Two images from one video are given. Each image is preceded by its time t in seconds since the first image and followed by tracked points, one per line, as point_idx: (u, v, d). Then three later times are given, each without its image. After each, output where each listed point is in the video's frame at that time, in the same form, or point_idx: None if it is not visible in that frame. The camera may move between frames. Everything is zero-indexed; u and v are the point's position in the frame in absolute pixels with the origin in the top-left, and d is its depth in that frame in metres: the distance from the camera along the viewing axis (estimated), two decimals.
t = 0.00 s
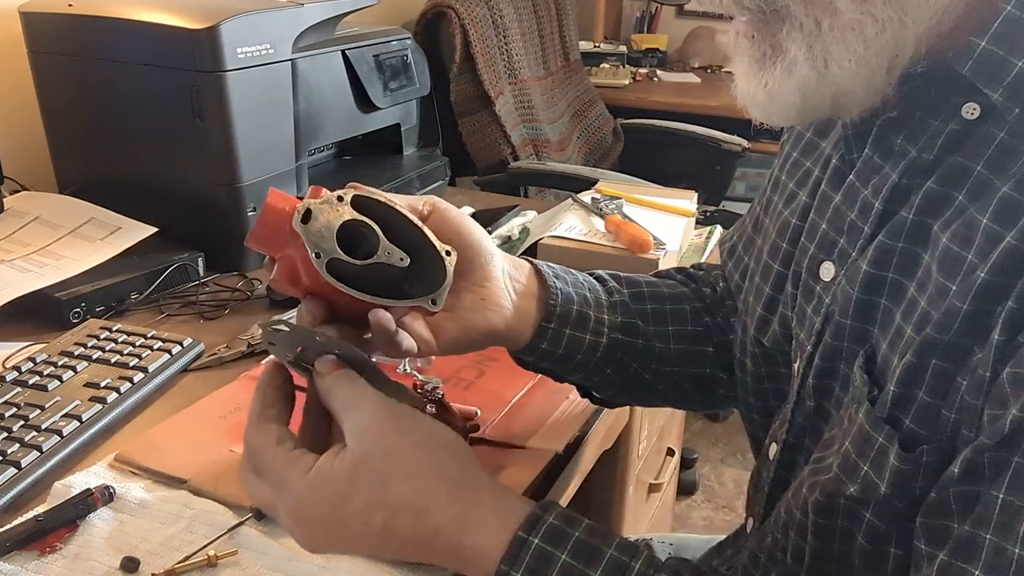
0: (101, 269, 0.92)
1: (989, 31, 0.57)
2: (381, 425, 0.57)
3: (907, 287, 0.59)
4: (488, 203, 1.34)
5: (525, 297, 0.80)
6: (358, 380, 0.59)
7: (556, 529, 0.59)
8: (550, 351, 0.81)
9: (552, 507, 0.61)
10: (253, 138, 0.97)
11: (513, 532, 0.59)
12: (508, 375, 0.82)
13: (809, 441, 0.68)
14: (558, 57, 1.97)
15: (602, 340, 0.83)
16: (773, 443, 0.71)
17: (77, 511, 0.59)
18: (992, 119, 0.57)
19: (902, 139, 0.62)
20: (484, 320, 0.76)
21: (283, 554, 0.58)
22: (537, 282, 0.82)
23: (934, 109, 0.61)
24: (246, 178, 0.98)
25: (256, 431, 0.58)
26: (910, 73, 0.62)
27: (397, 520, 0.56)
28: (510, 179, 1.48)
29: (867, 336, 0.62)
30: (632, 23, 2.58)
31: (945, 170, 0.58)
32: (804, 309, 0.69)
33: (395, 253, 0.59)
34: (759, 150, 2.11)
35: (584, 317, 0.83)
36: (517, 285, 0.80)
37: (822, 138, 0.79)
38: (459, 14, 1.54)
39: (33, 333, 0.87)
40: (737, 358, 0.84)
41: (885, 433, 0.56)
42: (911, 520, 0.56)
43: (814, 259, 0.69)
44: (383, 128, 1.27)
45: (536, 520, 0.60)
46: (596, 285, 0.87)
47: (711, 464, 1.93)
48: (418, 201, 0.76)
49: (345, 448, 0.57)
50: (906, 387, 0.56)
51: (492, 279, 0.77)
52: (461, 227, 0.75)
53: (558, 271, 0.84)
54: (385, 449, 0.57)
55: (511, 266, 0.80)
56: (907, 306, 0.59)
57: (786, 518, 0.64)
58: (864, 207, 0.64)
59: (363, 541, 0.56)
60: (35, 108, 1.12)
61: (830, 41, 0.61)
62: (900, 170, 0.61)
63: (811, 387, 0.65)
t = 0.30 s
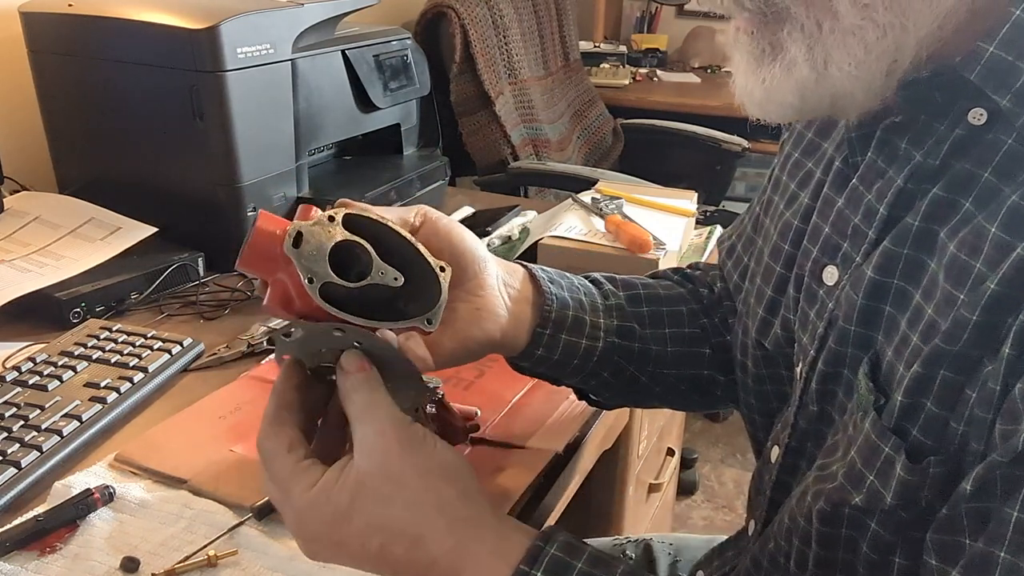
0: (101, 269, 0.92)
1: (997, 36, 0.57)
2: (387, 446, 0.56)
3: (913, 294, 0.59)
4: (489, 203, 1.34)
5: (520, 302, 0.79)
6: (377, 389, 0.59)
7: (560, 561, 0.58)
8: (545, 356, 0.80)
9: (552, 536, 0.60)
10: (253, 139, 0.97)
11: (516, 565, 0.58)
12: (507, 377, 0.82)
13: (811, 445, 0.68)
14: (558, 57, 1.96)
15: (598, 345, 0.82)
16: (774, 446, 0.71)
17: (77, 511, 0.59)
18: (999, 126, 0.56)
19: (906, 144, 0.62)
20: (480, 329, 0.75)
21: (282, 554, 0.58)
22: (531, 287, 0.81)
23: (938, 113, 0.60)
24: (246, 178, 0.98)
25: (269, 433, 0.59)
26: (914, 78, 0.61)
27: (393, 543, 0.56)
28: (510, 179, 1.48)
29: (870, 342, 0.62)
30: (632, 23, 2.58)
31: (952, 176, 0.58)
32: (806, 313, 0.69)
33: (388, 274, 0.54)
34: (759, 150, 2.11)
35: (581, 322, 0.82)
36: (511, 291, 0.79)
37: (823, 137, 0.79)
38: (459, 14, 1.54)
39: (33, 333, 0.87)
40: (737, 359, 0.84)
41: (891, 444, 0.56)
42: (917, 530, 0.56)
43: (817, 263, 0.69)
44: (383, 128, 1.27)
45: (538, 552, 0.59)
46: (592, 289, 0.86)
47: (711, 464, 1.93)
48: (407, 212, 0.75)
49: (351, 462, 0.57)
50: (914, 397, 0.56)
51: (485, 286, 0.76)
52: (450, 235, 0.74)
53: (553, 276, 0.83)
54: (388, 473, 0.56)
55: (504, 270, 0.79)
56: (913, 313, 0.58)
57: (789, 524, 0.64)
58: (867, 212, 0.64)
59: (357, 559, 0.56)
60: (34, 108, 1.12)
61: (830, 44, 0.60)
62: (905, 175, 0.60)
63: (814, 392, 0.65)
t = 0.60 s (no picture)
0: (101, 269, 0.92)
1: (1003, 40, 0.57)
2: (405, 409, 0.57)
3: (916, 298, 0.59)
4: (489, 203, 1.34)
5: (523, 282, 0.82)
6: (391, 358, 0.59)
7: (570, 539, 0.61)
8: (540, 346, 0.82)
9: (563, 517, 0.62)
10: (253, 138, 0.97)
11: (528, 538, 0.60)
12: (509, 375, 0.82)
13: (812, 448, 0.68)
14: (558, 57, 1.97)
15: (595, 339, 0.83)
16: (776, 447, 0.71)
17: (76, 511, 0.59)
18: (1003, 130, 0.56)
19: (909, 147, 0.62)
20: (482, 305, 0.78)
21: (282, 554, 0.58)
22: (536, 268, 0.83)
23: (942, 116, 0.60)
24: (246, 178, 0.98)
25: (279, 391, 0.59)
26: (919, 82, 0.60)
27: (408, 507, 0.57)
28: (510, 179, 1.47)
29: (873, 346, 0.62)
30: (632, 23, 2.58)
31: (955, 180, 0.58)
32: (808, 315, 0.69)
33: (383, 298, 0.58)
34: (759, 150, 2.11)
35: (580, 316, 0.83)
36: (514, 271, 0.81)
37: (825, 137, 0.79)
38: (459, 14, 1.54)
39: (33, 333, 0.87)
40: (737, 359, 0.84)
41: (893, 449, 0.56)
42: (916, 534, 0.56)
43: (819, 265, 0.69)
44: (383, 128, 1.27)
45: (549, 528, 0.61)
46: (598, 280, 0.86)
47: (711, 464, 1.93)
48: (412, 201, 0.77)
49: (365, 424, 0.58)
50: (915, 402, 0.56)
51: (489, 266, 0.78)
52: (454, 221, 0.76)
53: (559, 265, 0.84)
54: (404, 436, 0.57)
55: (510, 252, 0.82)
56: (915, 318, 0.58)
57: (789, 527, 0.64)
58: (870, 215, 0.64)
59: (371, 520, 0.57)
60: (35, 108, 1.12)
61: (831, 49, 0.61)
62: (908, 179, 0.60)
63: (815, 395, 0.65)
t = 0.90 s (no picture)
0: (101, 269, 0.92)
1: (1009, 43, 0.56)
2: (403, 438, 0.56)
3: (921, 302, 0.59)
4: (489, 203, 1.34)
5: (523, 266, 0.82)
6: (389, 384, 0.57)
7: (568, 552, 0.59)
8: (538, 332, 0.82)
9: (561, 529, 0.61)
10: (253, 137, 0.97)
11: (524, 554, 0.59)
12: (509, 375, 0.82)
13: (816, 449, 0.68)
14: (558, 57, 1.97)
15: (594, 327, 0.83)
16: (779, 448, 0.71)
17: (76, 511, 0.59)
18: (1009, 133, 0.56)
19: (915, 149, 0.62)
20: (481, 292, 0.78)
21: (283, 554, 0.58)
22: (538, 253, 0.83)
23: (949, 118, 0.60)
24: (246, 178, 0.98)
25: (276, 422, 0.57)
26: (924, 85, 0.60)
27: (404, 533, 0.56)
28: (510, 179, 1.47)
29: (877, 348, 0.62)
30: (632, 23, 2.58)
31: (961, 184, 0.58)
32: (813, 317, 0.69)
33: (377, 297, 0.56)
34: (759, 150, 2.10)
35: (580, 303, 0.82)
36: (514, 256, 0.81)
37: (829, 137, 0.79)
38: (459, 14, 1.54)
39: (33, 333, 0.87)
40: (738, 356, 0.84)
41: (898, 453, 0.56)
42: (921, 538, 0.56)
43: (823, 267, 0.69)
44: (383, 128, 1.27)
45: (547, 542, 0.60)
46: (599, 269, 0.86)
47: (711, 464, 1.93)
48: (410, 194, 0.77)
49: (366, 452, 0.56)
50: (920, 407, 0.56)
51: (488, 253, 0.78)
52: (451, 210, 0.77)
53: (561, 252, 0.84)
54: (402, 465, 0.56)
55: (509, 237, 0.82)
56: (920, 321, 0.58)
57: (792, 529, 0.64)
58: (876, 217, 0.63)
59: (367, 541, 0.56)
60: (34, 108, 1.12)
61: (832, 51, 0.58)
62: (914, 181, 0.60)
63: (819, 397, 0.65)
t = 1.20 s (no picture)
0: (101, 269, 0.92)
1: (1011, 47, 0.56)
2: (409, 467, 0.56)
3: (922, 305, 0.59)
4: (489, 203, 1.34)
5: (523, 240, 0.81)
6: (398, 409, 0.58)
7: None
8: (535, 304, 0.82)
9: (563, 555, 0.59)
10: (253, 134, 0.97)
11: None
12: (509, 375, 0.82)
13: (818, 451, 0.68)
14: (558, 57, 1.97)
15: (591, 305, 0.83)
16: (781, 449, 0.71)
17: (76, 511, 0.59)
18: (1011, 135, 0.56)
19: (919, 150, 0.61)
20: (480, 266, 0.79)
21: (282, 554, 0.58)
22: (541, 228, 0.83)
23: (953, 120, 0.59)
24: (246, 178, 0.98)
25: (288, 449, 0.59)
26: (928, 87, 0.59)
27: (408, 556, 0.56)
28: (510, 179, 1.46)
29: (878, 351, 0.62)
30: (632, 22, 2.58)
31: (963, 187, 0.58)
32: (815, 317, 0.68)
33: (377, 271, 0.54)
34: (760, 150, 2.11)
35: (578, 281, 0.82)
36: (516, 230, 0.81)
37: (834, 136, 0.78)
38: (459, 14, 1.54)
39: (33, 333, 0.87)
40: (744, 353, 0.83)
41: (902, 459, 0.56)
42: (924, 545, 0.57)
43: (827, 267, 0.69)
44: (383, 128, 1.27)
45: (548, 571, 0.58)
46: (604, 249, 0.86)
47: (711, 464, 1.93)
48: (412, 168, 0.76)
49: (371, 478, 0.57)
50: (925, 413, 0.56)
51: (489, 226, 0.78)
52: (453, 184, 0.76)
53: (567, 227, 0.84)
54: (404, 490, 0.56)
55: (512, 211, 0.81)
56: (923, 324, 0.58)
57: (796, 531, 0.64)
58: (877, 217, 0.63)
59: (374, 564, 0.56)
60: (34, 109, 1.12)
61: (832, 68, 0.58)
62: (917, 182, 0.60)
63: (822, 398, 0.65)
